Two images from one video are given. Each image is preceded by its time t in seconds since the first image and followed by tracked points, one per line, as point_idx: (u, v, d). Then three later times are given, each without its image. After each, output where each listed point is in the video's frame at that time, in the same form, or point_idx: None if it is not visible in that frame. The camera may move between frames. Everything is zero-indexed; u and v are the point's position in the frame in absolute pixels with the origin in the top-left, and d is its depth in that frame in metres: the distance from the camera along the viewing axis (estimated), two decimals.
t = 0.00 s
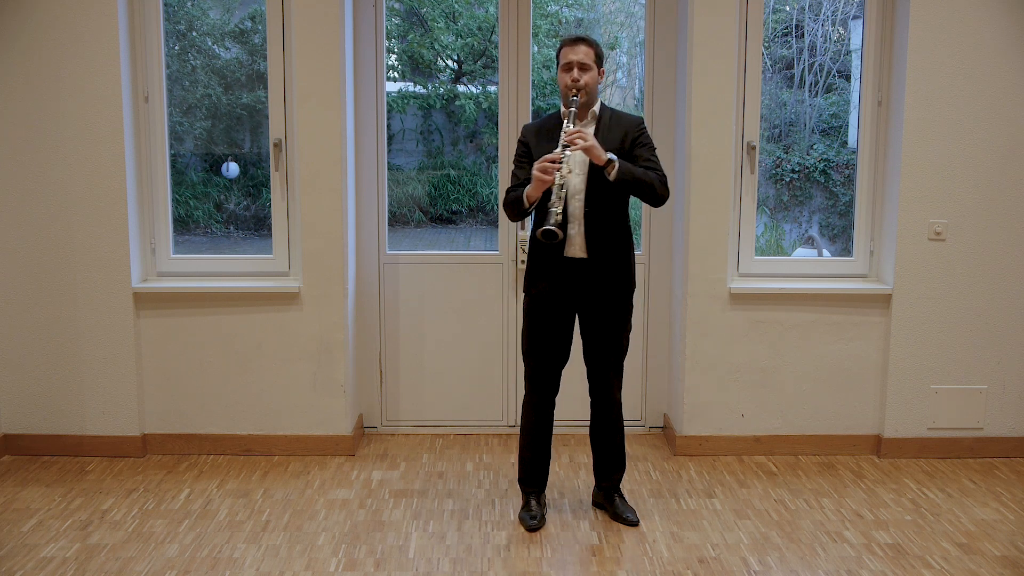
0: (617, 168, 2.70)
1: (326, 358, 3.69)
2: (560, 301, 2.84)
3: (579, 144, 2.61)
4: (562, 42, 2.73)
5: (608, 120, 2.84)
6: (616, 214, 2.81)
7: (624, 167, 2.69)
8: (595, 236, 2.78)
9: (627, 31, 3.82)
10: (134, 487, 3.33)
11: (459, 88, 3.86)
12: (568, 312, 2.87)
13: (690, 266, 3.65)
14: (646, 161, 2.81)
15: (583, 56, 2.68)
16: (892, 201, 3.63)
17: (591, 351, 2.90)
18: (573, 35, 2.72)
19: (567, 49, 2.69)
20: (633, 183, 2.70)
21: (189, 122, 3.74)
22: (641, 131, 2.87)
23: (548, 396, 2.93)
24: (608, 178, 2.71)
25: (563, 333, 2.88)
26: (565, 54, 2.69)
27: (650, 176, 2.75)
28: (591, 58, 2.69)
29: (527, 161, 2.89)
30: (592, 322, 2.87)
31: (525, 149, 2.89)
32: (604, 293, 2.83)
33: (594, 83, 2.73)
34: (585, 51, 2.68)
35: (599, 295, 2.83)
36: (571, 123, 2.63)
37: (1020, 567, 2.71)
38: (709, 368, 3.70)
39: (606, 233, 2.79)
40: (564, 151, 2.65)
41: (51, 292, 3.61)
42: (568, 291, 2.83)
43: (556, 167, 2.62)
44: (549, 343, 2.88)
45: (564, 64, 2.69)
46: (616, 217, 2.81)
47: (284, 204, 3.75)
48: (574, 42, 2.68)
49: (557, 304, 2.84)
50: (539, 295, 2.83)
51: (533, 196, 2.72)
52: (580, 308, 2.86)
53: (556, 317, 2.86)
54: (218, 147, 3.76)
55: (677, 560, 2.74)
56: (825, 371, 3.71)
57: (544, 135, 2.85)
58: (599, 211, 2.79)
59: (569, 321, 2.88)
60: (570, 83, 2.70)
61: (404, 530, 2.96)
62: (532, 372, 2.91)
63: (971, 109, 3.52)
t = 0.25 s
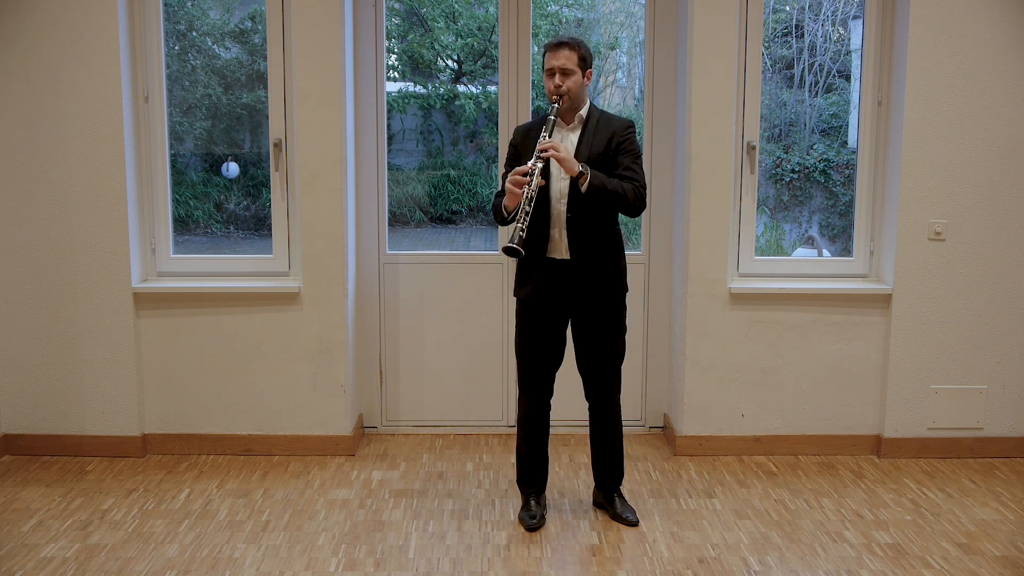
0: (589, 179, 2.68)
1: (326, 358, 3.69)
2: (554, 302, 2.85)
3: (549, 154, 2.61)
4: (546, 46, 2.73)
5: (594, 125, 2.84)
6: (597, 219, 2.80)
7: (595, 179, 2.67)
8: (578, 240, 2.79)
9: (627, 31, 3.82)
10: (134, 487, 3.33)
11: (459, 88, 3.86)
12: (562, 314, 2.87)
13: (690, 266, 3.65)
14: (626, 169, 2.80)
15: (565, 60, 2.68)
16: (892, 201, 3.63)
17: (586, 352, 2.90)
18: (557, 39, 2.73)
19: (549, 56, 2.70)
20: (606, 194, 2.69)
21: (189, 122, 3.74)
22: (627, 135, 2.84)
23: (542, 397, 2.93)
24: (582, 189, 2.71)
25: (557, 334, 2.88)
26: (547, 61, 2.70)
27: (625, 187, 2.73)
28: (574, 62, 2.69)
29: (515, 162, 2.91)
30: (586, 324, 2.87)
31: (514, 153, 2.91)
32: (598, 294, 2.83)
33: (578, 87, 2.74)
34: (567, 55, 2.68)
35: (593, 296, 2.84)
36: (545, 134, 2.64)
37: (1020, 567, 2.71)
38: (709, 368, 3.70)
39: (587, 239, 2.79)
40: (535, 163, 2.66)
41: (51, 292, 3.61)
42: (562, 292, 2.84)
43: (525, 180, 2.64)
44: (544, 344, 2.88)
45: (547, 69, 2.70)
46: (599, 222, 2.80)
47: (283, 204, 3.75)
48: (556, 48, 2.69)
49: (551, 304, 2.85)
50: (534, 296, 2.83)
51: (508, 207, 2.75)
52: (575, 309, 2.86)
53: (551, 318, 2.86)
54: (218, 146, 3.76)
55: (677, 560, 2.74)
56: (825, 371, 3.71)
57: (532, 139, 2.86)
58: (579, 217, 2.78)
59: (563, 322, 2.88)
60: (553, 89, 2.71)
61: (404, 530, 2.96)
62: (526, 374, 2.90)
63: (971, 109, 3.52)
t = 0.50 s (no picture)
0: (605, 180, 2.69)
1: (326, 358, 3.69)
2: (555, 301, 2.84)
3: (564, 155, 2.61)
4: (554, 47, 2.72)
5: (601, 125, 2.84)
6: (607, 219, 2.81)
7: (611, 180, 2.68)
8: (585, 240, 2.79)
9: (627, 31, 3.82)
10: (134, 487, 3.33)
11: (459, 88, 3.86)
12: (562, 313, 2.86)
13: (690, 266, 3.65)
14: (636, 169, 2.81)
15: (576, 61, 2.67)
16: (892, 201, 3.63)
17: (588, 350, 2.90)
18: (566, 40, 2.72)
19: (558, 57, 2.69)
20: (622, 195, 2.70)
21: (189, 122, 3.74)
22: (634, 136, 2.86)
23: (543, 397, 2.92)
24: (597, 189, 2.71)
25: (558, 333, 2.88)
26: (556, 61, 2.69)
27: (639, 187, 2.75)
28: (584, 63, 2.68)
29: (520, 163, 2.91)
30: (588, 322, 2.87)
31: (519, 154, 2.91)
32: (599, 293, 2.83)
33: (587, 89, 2.72)
34: (578, 56, 2.67)
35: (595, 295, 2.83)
36: (560, 136, 2.63)
37: (1020, 567, 2.71)
38: (709, 368, 3.70)
39: (597, 238, 2.80)
40: (553, 166, 2.66)
41: (51, 292, 3.61)
42: (563, 292, 2.84)
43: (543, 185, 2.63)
44: (545, 343, 2.88)
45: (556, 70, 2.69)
46: (608, 222, 2.81)
47: (284, 204, 3.74)
48: (564, 49, 2.68)
49: (553, 304, 2.85)
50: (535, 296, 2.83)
51: (522, 209, 2.73)
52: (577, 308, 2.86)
53: (552, 317, 2.86)
54: (218, 146, 3.76)
55: (677, 560, 2.74)
56: (825, 371, 3.71)
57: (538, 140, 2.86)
58: (591, 217, 2.79)
59: (566, 322, 2.88)
60: (562, 90, 2.70)
61: (404, 530, 2.96)
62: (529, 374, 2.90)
63: (970, 110, 3.52)
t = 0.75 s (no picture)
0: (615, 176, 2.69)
1: (326, 358, 3.69)
2: (556, 301, 2.84)
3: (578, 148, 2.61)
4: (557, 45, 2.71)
5: (604, 123, 2.84)
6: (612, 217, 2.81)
7: (621, 176, 2.69)
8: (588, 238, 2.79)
9: (627, 31, 3.82)
10: (134, 487, 3.33)
11: (459, 88, 3.86)
12: (563, 313, 2.86)
13: (690, 266, 3.65)
14: (641, 166, 2.82)
15: (581, 58, 2.67)
16: (892, 201, 3.63)
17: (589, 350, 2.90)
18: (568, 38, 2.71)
19: (563, 53, 2.68)
20: (631, 191, 2.71)
21: (189, 122, 3.74)
22: (636, 135, 2.88)
23: (544, 397, 2.92)
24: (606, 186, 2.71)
25: (559, 333, 2.88)
26: (561, 58, 2.68)
27: (647, 183, 2.76)
28: (589, 61, 2.68)
29: (522, 162, 2.89)
30: (589, 322, 2.87)
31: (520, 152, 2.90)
32: (599, 292, 2.83)
33: (591, 86, 2.73)
34: (583, 53, 2.67)
35: (595, 294, 2.83)
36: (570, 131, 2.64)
37: (1020, 568, 2.71)
38: (709, 368, 3.70)
39: (602, 235, 2.80)
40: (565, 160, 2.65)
41: (51, 292, 3.61)
42: (563, 292, 2.83)
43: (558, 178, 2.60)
44: (546, 343, 2.88)
45: (561, 67, 2.68)
46: (612, 220, 2.81)
47: (283, 204, 3.74)
48: (570, 46, 2.67)
49: (553, 304, 2.85)
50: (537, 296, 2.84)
51: (534, 203, 2.69)
52: (577, 307, 2.86)
53: (552, 317, 2.86)
54: (218, 147, 3.76)
55: (677, 560, 2.74)
56: (825, 371, 3.71)
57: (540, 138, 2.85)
58: (596, 215, 2.80)
59: (566, 321, 2.88)
60: (568, 87, 2.69)
61: (404, 530, 2.96)
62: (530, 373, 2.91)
63: (971, 109, 3.52)
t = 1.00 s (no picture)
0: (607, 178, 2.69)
1: (326, 358, 3.69)
2: (553, 301, 2.85)
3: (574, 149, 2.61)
4: (550, 45, 2.73)
5: (598, 122, 2.84)
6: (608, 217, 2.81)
7: (614, 178, 2.69)
8: (584, 238, 2.79)
9: (627, 31, 3.82)
10: (134, 487, 3.33)
11: (459, 88, 3.86)
12: (561, 313, 2.86)
13: (690, 266, 3.65)
14: (635, 165, 2.82)
15: (573, 57, 2.68)
16: (892, 201, 3.63)
17: (587, 350, 2.90)
18: (560, 38, 2.73)
19: (556, 53, 2.68)
20: (624, 192, 2.72)
21: (189, 122, 3.74)
22: (630, 132, 2.86)
23: (543, 397, 2.92)
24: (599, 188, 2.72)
25: (557, 333, 2.88)
26: (554, 58, 2.69)
27: (640, 184, 2.76)
28: (581, 60, 2.69)
29: (517, 162, 2.89)
30: (587, 322, 2.87)
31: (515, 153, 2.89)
32: (598, 292, 2.83)
33: (584, 86, 2.74)
34: (575, 52, 2.68)
35: (593, 294, 2.83)
36: (564, 131, 2.60)
37: (1020, 567, 2.71)
38: (709, 368, 3.70)
39: (598, 235, 2.79)
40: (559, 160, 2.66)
41: (51, 292, 3.61)
42: (561, 292, 2.84)
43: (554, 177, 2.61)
44: (544, 343, 2.88)
45: (554, 66, 2.69)
46: (608, 220, 2.81)
47: (284, 204, 3.74)
48: (563, 45, 2.68)
49: (551, 303, 2.85)
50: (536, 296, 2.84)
51: (529, 204, 2.70)
52: (575, 307, 2.86)
53: (551, 317, 2.86)
54: (218, 147, 3.76)
55: (677, 560, 2.74)
56: (825, 371, 3.71)
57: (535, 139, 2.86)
58: (591, 215, 2.79)
59: (565, 321, 2.88)
60: (561, 86, 2.70)
61: (404, 530, 2.96)
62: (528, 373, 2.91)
63: (971, 109, 3.52)
